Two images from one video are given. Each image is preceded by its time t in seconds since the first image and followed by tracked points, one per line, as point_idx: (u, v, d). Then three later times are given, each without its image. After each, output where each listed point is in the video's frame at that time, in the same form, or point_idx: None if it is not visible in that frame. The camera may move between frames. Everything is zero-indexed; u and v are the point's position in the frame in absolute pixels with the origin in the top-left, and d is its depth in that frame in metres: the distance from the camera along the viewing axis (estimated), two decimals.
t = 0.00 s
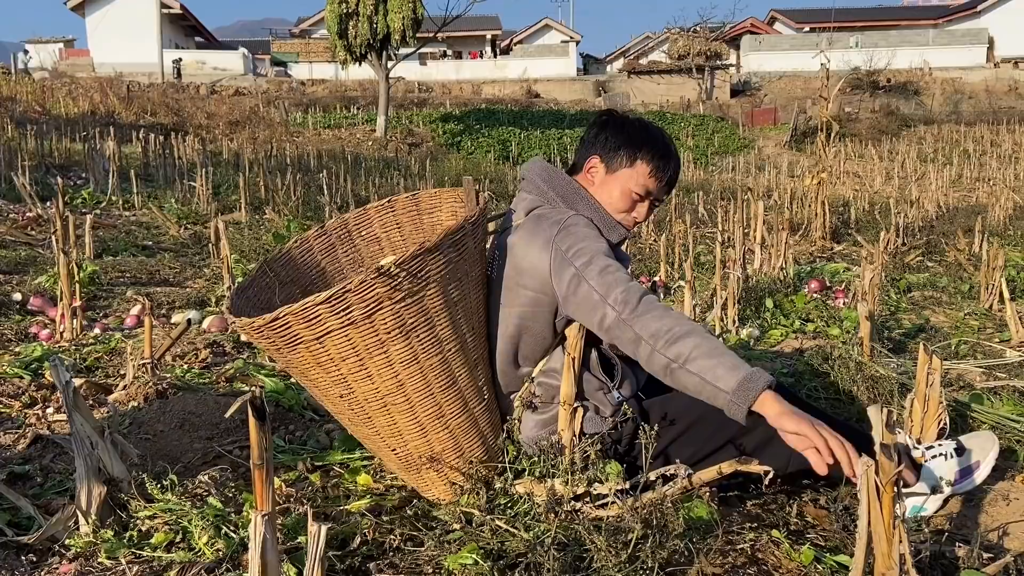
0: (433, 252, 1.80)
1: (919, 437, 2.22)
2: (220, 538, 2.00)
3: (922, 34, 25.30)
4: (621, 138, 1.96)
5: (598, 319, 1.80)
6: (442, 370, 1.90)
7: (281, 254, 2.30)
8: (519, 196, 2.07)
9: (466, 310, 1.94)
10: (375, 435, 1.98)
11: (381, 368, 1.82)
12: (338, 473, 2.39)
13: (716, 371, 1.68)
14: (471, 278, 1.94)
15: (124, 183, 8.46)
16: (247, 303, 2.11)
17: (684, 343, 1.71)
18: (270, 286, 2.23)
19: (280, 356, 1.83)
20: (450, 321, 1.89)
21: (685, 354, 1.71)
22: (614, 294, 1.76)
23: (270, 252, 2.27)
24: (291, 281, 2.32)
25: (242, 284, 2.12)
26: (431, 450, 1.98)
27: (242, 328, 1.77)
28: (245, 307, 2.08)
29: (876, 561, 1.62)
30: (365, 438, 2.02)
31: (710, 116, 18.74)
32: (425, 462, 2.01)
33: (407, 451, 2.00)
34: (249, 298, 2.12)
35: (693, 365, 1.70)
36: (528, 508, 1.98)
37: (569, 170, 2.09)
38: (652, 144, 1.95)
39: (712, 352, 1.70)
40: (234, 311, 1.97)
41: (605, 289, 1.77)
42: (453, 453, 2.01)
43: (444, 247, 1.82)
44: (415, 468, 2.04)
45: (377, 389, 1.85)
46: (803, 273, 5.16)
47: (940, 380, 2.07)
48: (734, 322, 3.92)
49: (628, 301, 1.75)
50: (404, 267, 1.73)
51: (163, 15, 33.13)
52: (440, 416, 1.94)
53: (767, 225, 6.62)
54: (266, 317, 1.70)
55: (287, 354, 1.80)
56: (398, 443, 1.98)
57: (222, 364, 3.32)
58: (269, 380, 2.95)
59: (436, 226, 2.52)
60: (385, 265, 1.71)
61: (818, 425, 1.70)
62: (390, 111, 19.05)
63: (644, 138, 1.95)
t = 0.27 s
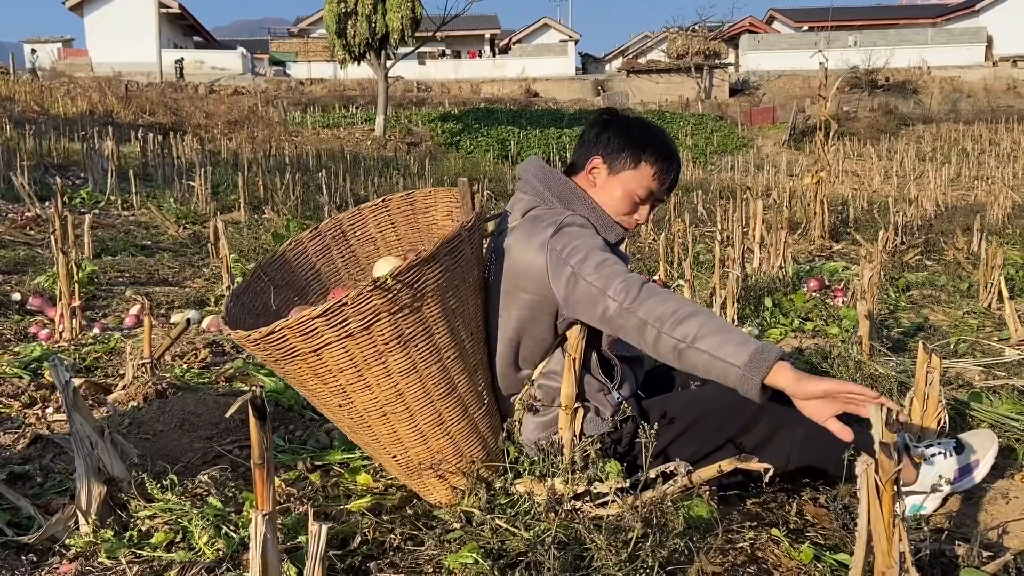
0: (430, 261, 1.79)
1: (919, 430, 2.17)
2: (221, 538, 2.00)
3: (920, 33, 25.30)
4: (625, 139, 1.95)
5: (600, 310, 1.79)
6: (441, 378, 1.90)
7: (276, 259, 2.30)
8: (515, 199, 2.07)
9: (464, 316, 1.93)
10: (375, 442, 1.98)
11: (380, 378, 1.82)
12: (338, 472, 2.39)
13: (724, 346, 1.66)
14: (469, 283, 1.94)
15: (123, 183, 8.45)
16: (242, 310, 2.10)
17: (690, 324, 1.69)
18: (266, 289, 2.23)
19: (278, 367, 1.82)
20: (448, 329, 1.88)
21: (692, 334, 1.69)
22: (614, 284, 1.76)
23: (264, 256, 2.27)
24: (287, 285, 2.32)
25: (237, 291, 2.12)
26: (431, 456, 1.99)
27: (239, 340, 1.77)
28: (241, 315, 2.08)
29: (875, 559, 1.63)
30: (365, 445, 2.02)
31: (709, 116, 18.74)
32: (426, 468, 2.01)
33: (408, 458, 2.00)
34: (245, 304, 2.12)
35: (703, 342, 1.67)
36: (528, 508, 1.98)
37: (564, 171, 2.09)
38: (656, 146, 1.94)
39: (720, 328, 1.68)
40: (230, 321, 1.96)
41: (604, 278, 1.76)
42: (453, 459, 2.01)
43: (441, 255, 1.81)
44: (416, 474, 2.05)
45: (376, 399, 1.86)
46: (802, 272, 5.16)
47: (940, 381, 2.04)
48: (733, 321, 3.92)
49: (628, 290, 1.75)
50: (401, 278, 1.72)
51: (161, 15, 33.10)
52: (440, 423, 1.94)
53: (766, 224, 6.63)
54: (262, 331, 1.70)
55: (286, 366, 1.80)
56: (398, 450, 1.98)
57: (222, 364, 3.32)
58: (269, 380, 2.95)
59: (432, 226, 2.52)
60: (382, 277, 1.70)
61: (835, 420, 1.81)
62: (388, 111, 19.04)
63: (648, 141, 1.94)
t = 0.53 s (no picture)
0: (430, 267, 1.77)
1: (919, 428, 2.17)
2: (220, 536, 2.00)
3: (919, 31, 25.28)
4: (636, 145, 1.94)
5: (602, 310, 1.78)
6: (442, 382, 1.89)
7: (274, 259, 2.29)
8: (515, 198, 2.06)
9: (464, 320, 1.92)
10: (376, 446, 1.98)
11: (381, 384, 1.81)
12: (338, 470, 2.39)
13: (729, 349, 1.66)
14: (469, 286, 1.93)
15: (122, 182, 8.44)
16: (241, 314, 2.10)
17: (695, 325, 1.69)
18: (265, 290, 2.22)
19: (278, 373, 1.82)
20: (448, 334, 1.88)
21: (696, 336, 1.68)
22: (617, 284, 1.75)
23: (263, 256, 2.26)
24: (286, 284, 2.32)
25: (236, 294, 2.11)
26: (433, 459, 1.98)
27: (238, 346, 1.76)
28: (241, 318, 2.08)
29: (875, 557, 1.62)
30: (366, 448, 2.02)
31: (708, 114, 18.73)
32: (427, 470, 2.01)
33: (409, 461, 1.99)
34: (244, 305, 2.12)
35: (708, 344, 1.67)
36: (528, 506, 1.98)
37: (565, 171, 2.09)
38: (667, 153, 1.94)
39: (724, 331, 1.67)
40: (228, 326, 1.95)
41: (607, 278, 1.76)
42: (454, 461, 2.01)
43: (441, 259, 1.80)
44: (417, 476, 2.04)
45: (377, 404, 1.85)
46: (801, 270, 5.16)
47: (940, 377, 2.04)
48: (733, 319, 3.92)
49: (631, 290, 1.74)
50: (400, 286, 1.71)
51: (159, 14, 33.06)
52: (441, 427, 1.93)
53: (765, 222, 6.62)
54: (261, 338, 1.69)
55: (285, 372, 1.80)
56: (400, 453, 1.98)
57: (221, 363, 3.31)
58: (268, 379, 2.95)
59: (431, 225, 2.52)
60: (382, 285, 1.69)
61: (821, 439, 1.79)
62: (387, 110, 19.02)
63: (659, 147, 1.94)
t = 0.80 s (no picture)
0: (431, 270, 1.77)
1: (918, 431, 2.28)
2: (218, 535, 2.00)
3: (918, 29, 25.29)
4: (630, 139, 1.94)
5: (597, 311, 1.78)
6: (445, 384, 1.89)
7: (269, 263, 2.28)
8: (512, 193, 2.06)
9: (464, 322, 1.92)
10: (379, 449, 1.97)
11: (383, 388, 1.81)
12: (336, 469, 2.39)
13: (722, 358, 1.66)
14: (469, 287, 1.93)
15: (120, 181, 8.43)
16: (237, 320, 2.08)
17: (689, 332, 1.69)
18: (258, 292, 2.20)
19: (278, 380, 1.81)
20: (449, 336, 1.88)
21: (689, 342, 1.68)
22: (613, 285, 1.75)
23: (256, 260, 2.24)
24: (282, 287, 2.31)
25: (231, 301, 2.09)
26: (436, 461, 1.98)
27: (237, 354, 1.75)
28: (237, 324, 2.06)
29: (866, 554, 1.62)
30: (368, 452, 2.01)
31: (706, 112, 18.73)
32: (430, 472, 2.01)
33: (412, 463, 1.99)
34: (239, 310, 2.10)
35: (699, 351, 1.67)
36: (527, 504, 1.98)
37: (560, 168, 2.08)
38: (661, 147, 1.95)
39: (716, 340, 1.68)
40: (224, 333, 1.94)
41: (603, 281, 1.76)
42: (457, 462, 2.01)
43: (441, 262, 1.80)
44: (420, 478, 2.04)
45: (379, 408, 1.85)
46: (800, 268, 5.16)
47: (940, 373, 2.19)
48: (731, 317, 3.92)
49: (627, 293, 1.74)
50: (401, 290, 1.71)
51: (158, 13, 33.01)
52: (444, 429, 1.93)
53: (764, 220, 6.62)
54: (261, 346, 1.68)
55: (286, 379, 1.79)
56: (403, 456, 1.97)
57: (219, 362, 3.31)
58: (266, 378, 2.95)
59: (425, 224, 2.52)
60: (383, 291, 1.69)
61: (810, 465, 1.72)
62: (386, 108, 19.00)
63: (653, 142, 1.95)
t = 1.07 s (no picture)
0: (426, 264, 1.76)
1: (919, 429, 2.29)
2: (216, 534, 2.00)
3: (916, 27, 25.29)
4: (623, 134, 1.94)
5: (590, 308, 1.78)
6: (441, 377, 1.89)
7: (268, 261, 2.27)
8: (509, 189, 2.06)
9: (461, 315, 1.92)
10: (376, 444, 1.97)
11: (379, 380, 1.81)
12: (334, 468, 2.39)
13: (713, 356, 1.66)
14: (465, 282, 1.92)
15: (118, 181, 8.41)
16: (236, 315, 2.08)
17: (680, 330, 1.69)
18: (258, 290, 2.19)
19: (275, 373, 1.80)
20: (446, 329, 1.87)
21: (680, 340, 1.68)
22: (605, 283, 1.75)
23: (255, 257, 2.24)
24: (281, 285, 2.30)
25: (230, 296, 2.08)
26: (433, 456, 1.98)
27: (233, 347, 1.75)
28: (235, 320, 2.05)
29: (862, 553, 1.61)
30: (366, 447, 2.01)
31: (705, 110, 18.73)
32: (426, 467, 2.00)
33: (408, 458, 1.99)
34: (238, 306, 2.09)
35: (690, 350, 1.67)
36: (524, 503, 1.98)
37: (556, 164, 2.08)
38: (654, 142, 1.94)
39: (708, 337, 1.67)
40: (223, 327, 1.94)
41: (595, 279, 1.76)
42: (454, 456, 2.00)
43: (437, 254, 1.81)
44: (417, 473, 2.04)
45: (376, 401, 1.84)
46: (798, 266, 5.16)
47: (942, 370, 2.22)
48: (730, 315, 3.92)
49: (620, 291, 1.74)
50: (398, 282, 1.70)
51: (156, 13, 32.96)
52: (441, 423, 1.93)
53: (762, 218, 6.62)
54: (257, 338, 1.68)
55: (283, 372, 1.78)
56: (399, 451, 1.97)
57: (218, 361, 3.31)
58: (264, 378, 2.95)
59: (423, 222, 2.53)
60: (379, 282, 1.68)
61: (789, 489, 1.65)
62: (384, 107, 18.99)
63: (647, 136, 1.94)
